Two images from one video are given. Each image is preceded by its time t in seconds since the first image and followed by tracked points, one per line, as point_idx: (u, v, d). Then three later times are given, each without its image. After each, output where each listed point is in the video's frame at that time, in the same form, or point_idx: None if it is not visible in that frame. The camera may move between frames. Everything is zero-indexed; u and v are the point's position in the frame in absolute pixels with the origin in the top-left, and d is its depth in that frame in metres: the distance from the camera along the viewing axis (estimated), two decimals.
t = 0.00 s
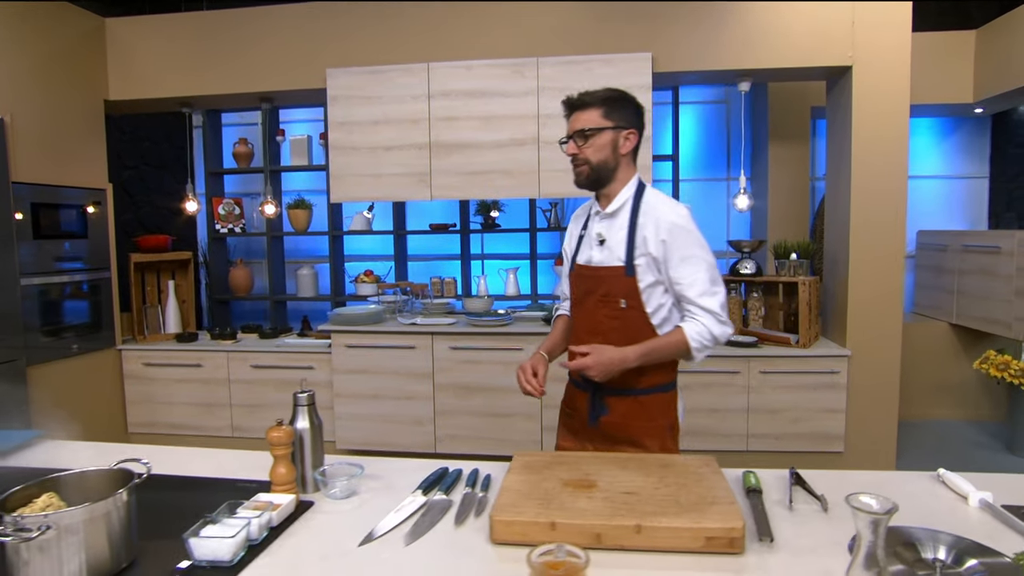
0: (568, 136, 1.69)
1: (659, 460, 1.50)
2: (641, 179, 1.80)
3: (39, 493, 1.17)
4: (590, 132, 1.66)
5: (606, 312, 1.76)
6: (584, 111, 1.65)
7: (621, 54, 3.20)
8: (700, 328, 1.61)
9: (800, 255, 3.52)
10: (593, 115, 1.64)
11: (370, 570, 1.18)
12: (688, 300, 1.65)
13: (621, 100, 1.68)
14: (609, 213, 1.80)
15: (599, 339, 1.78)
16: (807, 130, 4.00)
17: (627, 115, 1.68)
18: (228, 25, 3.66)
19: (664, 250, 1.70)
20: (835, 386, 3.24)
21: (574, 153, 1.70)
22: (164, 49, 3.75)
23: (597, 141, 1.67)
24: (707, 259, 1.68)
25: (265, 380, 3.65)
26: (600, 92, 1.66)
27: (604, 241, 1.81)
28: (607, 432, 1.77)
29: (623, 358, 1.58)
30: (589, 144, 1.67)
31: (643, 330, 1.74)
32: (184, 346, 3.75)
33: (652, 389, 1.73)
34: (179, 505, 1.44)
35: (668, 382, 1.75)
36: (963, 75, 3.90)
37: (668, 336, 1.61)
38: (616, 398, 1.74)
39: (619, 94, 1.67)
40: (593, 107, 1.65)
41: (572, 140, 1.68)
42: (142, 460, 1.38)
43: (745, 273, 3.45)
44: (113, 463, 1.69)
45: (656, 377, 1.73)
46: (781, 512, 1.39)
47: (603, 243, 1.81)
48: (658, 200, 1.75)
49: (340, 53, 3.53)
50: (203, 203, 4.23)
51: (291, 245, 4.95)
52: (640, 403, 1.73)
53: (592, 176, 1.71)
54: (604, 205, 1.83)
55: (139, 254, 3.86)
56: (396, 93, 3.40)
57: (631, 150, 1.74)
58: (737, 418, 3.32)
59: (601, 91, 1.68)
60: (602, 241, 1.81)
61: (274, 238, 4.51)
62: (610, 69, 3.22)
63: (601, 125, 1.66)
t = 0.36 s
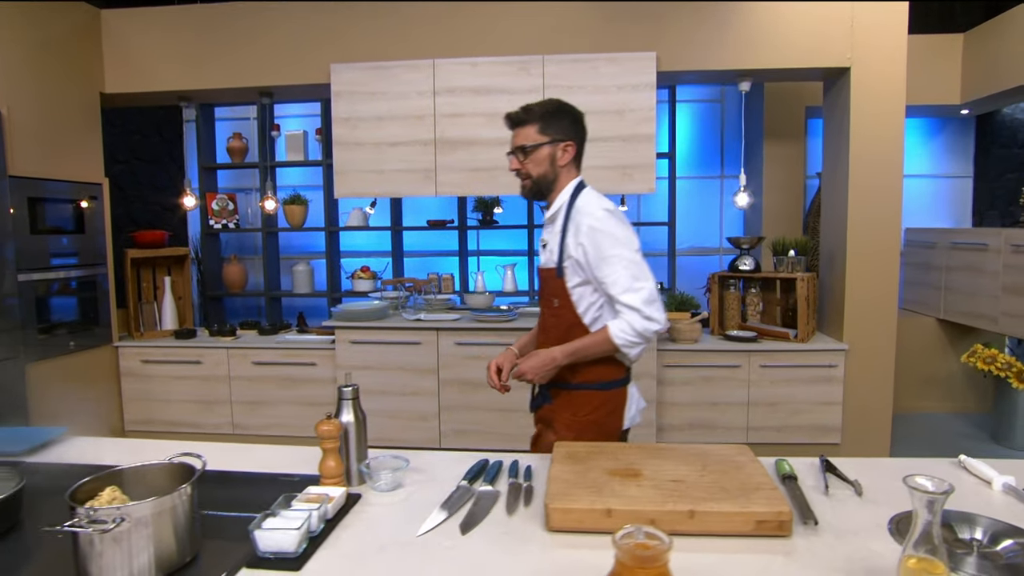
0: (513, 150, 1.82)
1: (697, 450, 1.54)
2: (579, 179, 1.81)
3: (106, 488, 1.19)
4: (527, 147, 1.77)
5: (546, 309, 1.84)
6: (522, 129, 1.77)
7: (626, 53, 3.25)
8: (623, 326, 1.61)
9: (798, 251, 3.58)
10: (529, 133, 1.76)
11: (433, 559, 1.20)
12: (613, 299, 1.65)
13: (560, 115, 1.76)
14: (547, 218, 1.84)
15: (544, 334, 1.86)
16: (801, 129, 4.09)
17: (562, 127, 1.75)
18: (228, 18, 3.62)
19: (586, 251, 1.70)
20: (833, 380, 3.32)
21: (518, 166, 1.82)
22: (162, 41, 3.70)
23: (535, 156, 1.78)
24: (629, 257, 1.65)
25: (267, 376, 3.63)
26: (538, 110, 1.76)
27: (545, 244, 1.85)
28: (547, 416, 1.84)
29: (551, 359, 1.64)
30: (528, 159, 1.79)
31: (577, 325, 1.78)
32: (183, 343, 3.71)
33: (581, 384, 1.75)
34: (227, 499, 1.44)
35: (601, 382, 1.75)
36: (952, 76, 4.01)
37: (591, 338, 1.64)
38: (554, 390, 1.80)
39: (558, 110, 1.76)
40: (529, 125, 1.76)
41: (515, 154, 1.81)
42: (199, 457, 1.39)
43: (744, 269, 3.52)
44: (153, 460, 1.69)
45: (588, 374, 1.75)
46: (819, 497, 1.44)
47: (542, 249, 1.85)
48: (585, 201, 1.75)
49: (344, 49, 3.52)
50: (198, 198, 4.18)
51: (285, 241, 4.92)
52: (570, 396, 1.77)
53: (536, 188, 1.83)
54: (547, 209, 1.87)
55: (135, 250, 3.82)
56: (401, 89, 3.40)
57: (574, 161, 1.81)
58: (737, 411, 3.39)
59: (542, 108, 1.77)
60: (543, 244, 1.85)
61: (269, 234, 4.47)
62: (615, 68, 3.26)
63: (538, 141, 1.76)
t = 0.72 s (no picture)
0: (442, 147, 1.74)
1: (741, 442, 1.58)
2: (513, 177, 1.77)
3: (177, 488, 1.16)
4: (458, 145, 1.70)
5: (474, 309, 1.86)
6: (453, 125, 1.69)
7: (633, 53, 3.29)
8: (526, 338, 1.58)
9: (797, 249, 3.67)
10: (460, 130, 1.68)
11: (508, 551, 1.20)
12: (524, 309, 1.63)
13: (491, 111, 1.69)
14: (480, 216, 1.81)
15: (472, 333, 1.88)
16: (795, 128, 4.17)
17: (494, 125, 1.69)
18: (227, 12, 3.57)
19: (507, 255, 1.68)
20: (832, 374, 3.41)
21: (448, 164, 1.75)
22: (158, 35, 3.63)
23: (467, 154, 1.71)
24: (546, 266, 1.61)
25: (269, 376, 3.60)
26: (467, 105, 1.68)
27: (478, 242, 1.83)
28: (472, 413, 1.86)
29: (458, 356, 1.56)
30: (459, 157, 1.71)
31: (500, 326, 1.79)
32: (181, 342, 3.65)
33: (501, 385, 1.77)
34: (282, 498, 1.43)
35: (523, 384, 1.76)
36: (940, 79, 4.12)
37: (498, 341, 1.60)
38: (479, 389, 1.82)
39: (488, 104, 1.69)
40: (459, 121, 1.68)
41: (445, 152, 1.73)
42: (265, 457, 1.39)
43: (744, 266, 3.58)
44: (193, 461, 1.66)
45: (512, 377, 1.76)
46: (863, 485, 1.49)
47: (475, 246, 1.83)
48: (515, 201, 1.71)
49: (348, 45, 3.50)
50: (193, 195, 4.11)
51: (277, 239, 4.87)
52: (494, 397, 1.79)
53: (468, 186, 1.77)
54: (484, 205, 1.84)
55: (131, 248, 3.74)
56: (407, 86, 3.39)
57: (506, 157, 1.76)
58: (740, 406, 3.45)
59: (471, 102, 1.69)
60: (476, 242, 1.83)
61: (263, 232, 4.40)
62: (622, 68, 3.29)
63: (470, 139, 1.69)
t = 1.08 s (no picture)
0: (399, 143, 1.71)
1: (786, 430, 1.63)
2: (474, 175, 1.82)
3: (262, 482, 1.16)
4: (419, 140, 1.67)
5: (441, 310, 1.82)
6: (412, 120, 1.67)
7: (642, 54, 3.34)
8: (512, 326, 1.62)
9: (799, 246, 3.73)
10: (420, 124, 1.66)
11: (585, 538, 1.23)
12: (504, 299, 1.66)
13: (450, 104, 1.69)
14: (443, 212, 1.82)
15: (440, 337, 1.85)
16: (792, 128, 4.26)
17: (453, 118, 1.69)
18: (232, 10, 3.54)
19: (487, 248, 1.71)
20: (835, 368, 3.49)
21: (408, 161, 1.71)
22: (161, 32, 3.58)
23: (429, 149, 1.69)
24: (529, 258, 1.68)
25: (277, 375, 3.57)
26: (426, 99, 1.66)
27: (439, 240, 1.83)
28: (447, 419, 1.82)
29: (430, 342, 1.53)
30: (420, 152, 1.69)
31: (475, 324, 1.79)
32: (186, 343, 3.61)
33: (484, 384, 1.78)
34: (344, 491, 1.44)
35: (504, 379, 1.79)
36: (930, 81, 4.25)
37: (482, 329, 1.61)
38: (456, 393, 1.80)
39: (446, 97, 1.68)
40: (419, 114, 1.66)
41: (403, 149, 1.70)
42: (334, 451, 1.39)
43: (747, 263, 3.66)
44: (241, 458, 1.66)
45: (495, 373, 1.78)
46: (905, 469, 1.55)
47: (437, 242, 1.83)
48: (488, 198, 1.76)
49: (356, 44, 3.49)
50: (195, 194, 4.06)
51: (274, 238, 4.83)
52: (474, 396, 1.78)
53: (429, 182, 1.75)
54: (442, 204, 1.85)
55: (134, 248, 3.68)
56: (417, 85, 3.40)
57: (464, 151, 1.76)
58: (746, 400, 3.51)
59: (429, 97, 1.67)
60: (438, 240, 1.83)
61: (262, 232, 4.36)
62: (631, 68, 3.34)
63: (431, 133, 1.68)
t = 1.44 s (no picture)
0: (300, 158, 1.66)
1: (821, 419, 1.69)
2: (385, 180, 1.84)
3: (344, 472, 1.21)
4: (321, 153, 1.63)
5: (387, 314, 1.82)
6: (311, 134, 1.62)
7: (650, 56, 3.41)
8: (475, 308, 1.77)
9: (801, 245, 3.90)
10: (323, 137, 1.62)
11: (651, 522, 1.28)
12: (455, 286, 1.81)
13: (346, 113, 1.66)
14: (365, 219, 1.80)
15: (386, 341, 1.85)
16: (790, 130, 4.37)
17: (352, 126, 1.66)
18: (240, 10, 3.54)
19: (432, 243, 1.81)
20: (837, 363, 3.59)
21: (313, 175, 1.67)
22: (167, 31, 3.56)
23: (334, 161, 1.66)
24: (467, 247, 1.85)
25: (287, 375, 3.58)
26: (321, 111, 1.62)
27: (368, 248, 1.82)
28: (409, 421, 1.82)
29: (409, 348, 1.59)
30: (325, 165, 1.65)
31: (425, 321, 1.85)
32: (194, 344, 3.59)
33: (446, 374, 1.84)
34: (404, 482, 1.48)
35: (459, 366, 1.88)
36: (922, 85, 4.38)
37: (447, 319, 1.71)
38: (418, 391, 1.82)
39: (340, 106, 1.65)
40: (320, 127, 1.61)
41: (306, 163, 1.66)
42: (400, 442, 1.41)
43: (750, 262, 3.76)
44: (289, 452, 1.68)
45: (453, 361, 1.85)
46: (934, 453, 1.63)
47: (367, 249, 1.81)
48: (411, 198, 1.83)
49: (365, 44, 3.51)
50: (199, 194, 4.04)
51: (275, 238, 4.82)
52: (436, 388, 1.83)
53: (337, 194, 1.72)
54: (355, 212, 1.83)
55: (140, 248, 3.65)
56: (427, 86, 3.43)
57: (366, 156, 1.74)
58: (750, 395, 3.60)
59: (323, 108, 1.63)
60: (366, 247, 1.82)
61: (265, 232, 4.33)
62: (639, 70, 3.41)
63: (334, 145, 1.64)
